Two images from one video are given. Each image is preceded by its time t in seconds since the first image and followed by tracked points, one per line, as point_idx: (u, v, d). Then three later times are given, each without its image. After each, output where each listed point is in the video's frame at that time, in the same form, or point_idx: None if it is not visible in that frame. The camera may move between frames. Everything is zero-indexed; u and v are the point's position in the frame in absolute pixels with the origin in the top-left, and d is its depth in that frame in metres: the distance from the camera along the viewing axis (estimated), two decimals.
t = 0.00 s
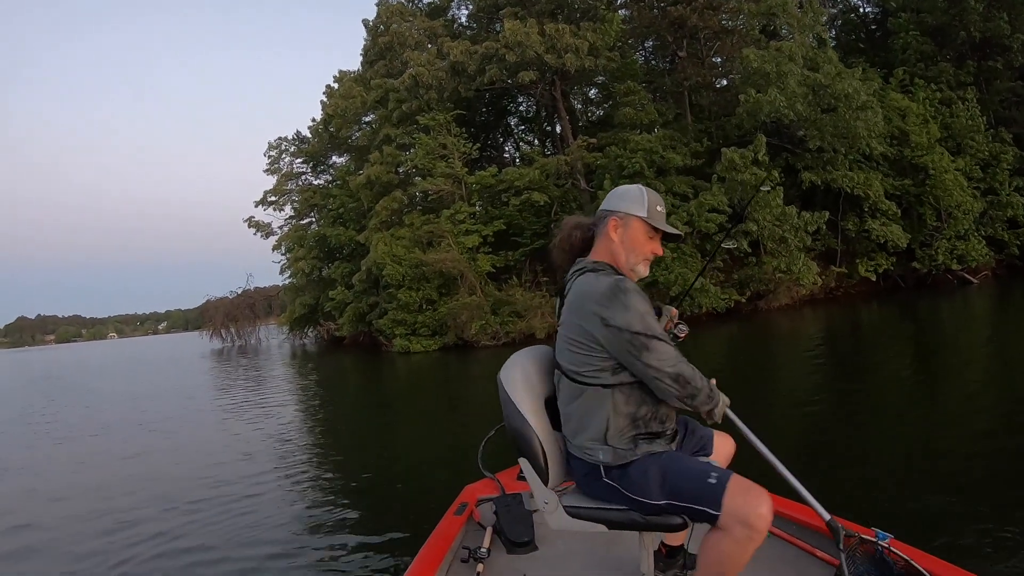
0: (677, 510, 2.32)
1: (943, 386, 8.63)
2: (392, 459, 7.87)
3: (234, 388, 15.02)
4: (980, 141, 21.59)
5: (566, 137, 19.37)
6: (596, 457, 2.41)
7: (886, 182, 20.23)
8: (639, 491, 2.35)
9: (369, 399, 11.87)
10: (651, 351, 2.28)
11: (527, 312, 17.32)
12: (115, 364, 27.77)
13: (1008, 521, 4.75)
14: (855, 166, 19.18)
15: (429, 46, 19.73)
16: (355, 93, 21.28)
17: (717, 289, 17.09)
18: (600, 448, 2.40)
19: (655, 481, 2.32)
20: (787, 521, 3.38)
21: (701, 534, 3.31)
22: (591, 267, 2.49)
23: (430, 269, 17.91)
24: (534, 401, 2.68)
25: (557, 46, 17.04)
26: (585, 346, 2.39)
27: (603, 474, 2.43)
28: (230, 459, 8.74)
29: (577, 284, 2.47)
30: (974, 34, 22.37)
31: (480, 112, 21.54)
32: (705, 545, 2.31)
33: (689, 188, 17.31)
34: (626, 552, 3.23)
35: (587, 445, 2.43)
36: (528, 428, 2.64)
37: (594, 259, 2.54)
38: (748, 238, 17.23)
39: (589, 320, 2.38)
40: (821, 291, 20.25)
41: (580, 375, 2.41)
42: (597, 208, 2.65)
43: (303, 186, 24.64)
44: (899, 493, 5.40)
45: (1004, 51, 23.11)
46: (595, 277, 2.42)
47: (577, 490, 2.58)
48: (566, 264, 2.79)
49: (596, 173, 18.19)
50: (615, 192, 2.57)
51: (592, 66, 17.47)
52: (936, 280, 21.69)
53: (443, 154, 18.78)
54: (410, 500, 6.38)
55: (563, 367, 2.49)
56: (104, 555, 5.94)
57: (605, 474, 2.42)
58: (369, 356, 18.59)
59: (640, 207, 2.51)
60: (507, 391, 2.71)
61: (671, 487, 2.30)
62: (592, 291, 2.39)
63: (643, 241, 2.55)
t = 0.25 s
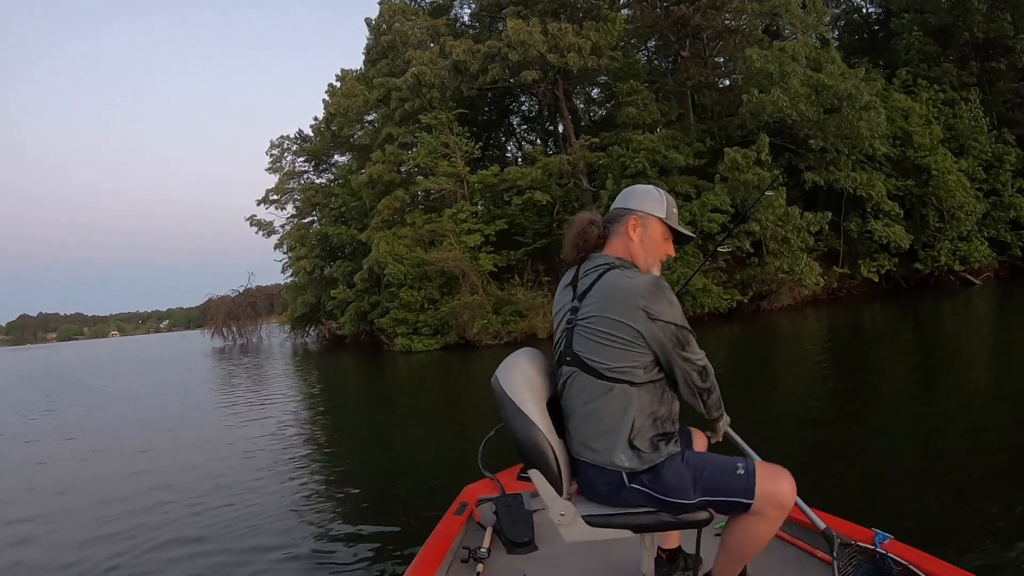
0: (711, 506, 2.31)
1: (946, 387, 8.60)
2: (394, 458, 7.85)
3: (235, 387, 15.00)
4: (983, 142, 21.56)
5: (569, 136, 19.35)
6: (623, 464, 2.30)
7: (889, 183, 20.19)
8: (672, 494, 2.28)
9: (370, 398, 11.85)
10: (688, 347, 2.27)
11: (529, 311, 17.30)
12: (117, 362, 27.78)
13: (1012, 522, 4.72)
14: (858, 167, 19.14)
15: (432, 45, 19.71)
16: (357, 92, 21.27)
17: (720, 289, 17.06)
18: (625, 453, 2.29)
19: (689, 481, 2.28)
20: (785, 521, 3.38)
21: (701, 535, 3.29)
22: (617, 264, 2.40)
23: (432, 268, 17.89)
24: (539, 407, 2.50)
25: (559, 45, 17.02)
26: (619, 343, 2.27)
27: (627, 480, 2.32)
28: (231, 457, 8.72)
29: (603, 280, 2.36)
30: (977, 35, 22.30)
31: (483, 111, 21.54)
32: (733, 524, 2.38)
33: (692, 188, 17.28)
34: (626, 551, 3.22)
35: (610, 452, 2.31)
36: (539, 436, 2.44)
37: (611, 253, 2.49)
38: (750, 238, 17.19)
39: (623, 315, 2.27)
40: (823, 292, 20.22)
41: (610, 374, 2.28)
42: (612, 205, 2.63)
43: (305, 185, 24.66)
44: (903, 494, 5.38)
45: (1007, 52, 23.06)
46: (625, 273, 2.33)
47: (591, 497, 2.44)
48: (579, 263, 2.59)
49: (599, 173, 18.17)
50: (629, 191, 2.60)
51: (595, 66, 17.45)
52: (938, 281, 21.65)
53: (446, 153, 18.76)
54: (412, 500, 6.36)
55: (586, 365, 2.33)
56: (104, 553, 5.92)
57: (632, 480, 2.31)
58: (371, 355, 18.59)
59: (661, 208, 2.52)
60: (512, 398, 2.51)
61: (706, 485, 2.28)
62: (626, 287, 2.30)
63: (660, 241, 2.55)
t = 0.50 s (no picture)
0: (727, 492, 2.37)
1: (948, 386, 8.58)
2: (395, 458, 7.84)
3: (237, 387, 15.01)
4: (985, 141, 21.53)
5: (570, 136, 19.33)
6: (644, 464, 2.29)
7: (891, 183, 20.16)
8: (695, 486, 2.31)
9: (372, 399, 11.83)
10: (696, 351, 2.33)
11: (531, 312, 17.28)
12: (119, 363, 27.81)
13: (1015, 522, 4.70)
14: (860, 166, 19.11)
15: (433, 45, 19.70)
16: (359, 92, 21.26)
17: (721, 289, 17.04)
18: (648, 455, 2.29)
19: (707, 472, 2.33)
20: (785, 523, 3.33)
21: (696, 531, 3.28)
22: (626, 266, 2.38)
23: (433, 269, 17.89)
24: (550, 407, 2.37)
25: (561, 45, 17.01)
26: (634, 348, 2.25)
27: (646, 480, 2.31)
28: (233, 458, 8.72)
29: (614, 281, 2.32)
30: (979, 34, 22.24)
31: (484, 111, 21.53)
32: (742, 503, 2.48)
33: (694, 187, 17.27)
34: (623, 549, 3.21)
35: (631, 453, 2.28)
36: (555, 442, 2.30)
37: (615, 254, 2.45)
38: (752, 238, 17.18)
39: (638, 319, 2.26)
40: (825, 291, 20.20)
41: (625, 377, 2.25)
42: (616, 205, 2.61)
43: (306, 185, 24.68)
44: (904, 494, 5.36)
45: (1009, 51, 23.01)
46: (637, 275, 2.32)
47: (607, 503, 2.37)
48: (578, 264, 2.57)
49: (600, 173, 18.16)
50: (629, 192, 2.59)
51: (596, 66, 17.44)
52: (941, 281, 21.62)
53: (447, 153, 18.75)
54: (412, 500, 6.35)
55: (598, 368, 2.28)
56: (106, 554, 5.92)
57: (653, 480, 2.30)
58: (373, 356, 18.59)
59: (662, 210, 2.52)
60: (519, 400, 2.38)
61: (723, 472, 2.34)
62: (641, 289, 2.28)
63: (660, 243, 2.54)
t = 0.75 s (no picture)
0: (727, 493, 2.36)
1: (949, 385, 8.56)
2: (396, 459, 7.82)
3: (238, 388, 15.01)
4: (986, 139, 21.50)
5: (571, 136, 19.31)
6: (645, 464, 2.28)
7: (892, 181, 20.13)
8: (696, 485, 2.30)
9: (372, 400, 11.82)
10: (674, 364, 2.19)
11: (532, 312, 17.26)
12: (121, 364, 27.83)
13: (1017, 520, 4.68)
14: (861, 164, 19.08)
15: (433, 45, 19.69)
16: (359, 93, 21.26)
17: (723, 288, 17.02)
18: (648, 455, 2.28)
19: (707, 471, 2.33)
20: (785, 524, 3.30)
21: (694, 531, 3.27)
22: (613, 267, 2.34)
23: (434, 269, 17.88)
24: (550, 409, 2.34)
25: (561, 44, 16.99)
26: (614, 351, 2.22)
27: (647, 480, 2.30)
28: (234, 458, 8.71)
29: (597, 281, 2.30)
30: (980, 32, 22.19)
31: (485, 111, 21.53)
32: (740, 506, 2.47)
33: (695, 186, 17.26)
34: (622, 549, 3.20)
35: (629, 454, 2.27)
36: (555, 443, 2.28)
37: (602, 255, 2.42)
38: (753, 237, 17.15)
39: (616, 322, 2.22)
40: (826, 290, 20.18)
41: (612, 380, 2.23)
42: (608, 204, 2.56)
43: (307, 186, 24.68)
44: (906, 492, 5.34)
45: (1009, 48, 22.97)
46: (618, 276, 2.27)
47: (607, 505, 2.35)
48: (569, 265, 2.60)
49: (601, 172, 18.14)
50: (622, 190, 2.55)
51: (596, 65, 17.42)
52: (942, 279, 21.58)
53: (447, 153, 18.72)
54: (412, 501, 6.33)
55: (587, 371, 2.27)
56: (106, 555, 5.91)
57: (655, 479, 2.29)
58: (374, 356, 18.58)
59: (653, 207, 2.46)
60: (517, 402, 2.36)
61: (724, 470, 2.34)
62: (620, 290, 2.24)
63: (652, 241, 2.49)
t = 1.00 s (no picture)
0: (725, 497, 2.29)
1: (953, 384, 8.53)
2: (397, 460, 7.80)
3: (240, 389, 15.00)
4: (988, 138, 21.46)
5: (573, 136, 19.29)
6: (637, 465, 2.25)
7: (895, 181, 20.10)
8: (691, 489, 2.24)
9: (374, 400, 11.81)
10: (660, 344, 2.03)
11: (534, 312, 17.23)
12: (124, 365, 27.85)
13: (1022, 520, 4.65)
14: (864, 164, 19.04)
15: (434, 45, 19.67)
16: (360, 93, 21.25)
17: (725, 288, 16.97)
18: (640, 456, 2.25)
19: (704, 474, 2.25)
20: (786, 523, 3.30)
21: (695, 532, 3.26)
22: (595, 264, 2.28)
23: (435, 269, 17.87)
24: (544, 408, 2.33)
25: (562, 44, 16.97)
26: (597, 353, 2.19)
27: (640, 481, 2.26)
28: (236, 459, 8.70)
29: (572, 289, 2.27)
30: (982, 31, 22.14)
31: (486, 111, 21.52)
32: (737, 511, 2.37)
33: (697, 186, 17.24)
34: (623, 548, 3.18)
35: (620, 454, 2.25)
36: (546, 442, 2.26)
37: (593, 256, 2.36)
38: (756, 237, 17.13)
39: (594, 322, 2.19)
40: (829, 290, 20.15)
41: (597, 383, 2.21)
42: (607, 200, 2.48)
43: (308, 186, 24.67)
44: (910, 492, 5.31)
45: (1011, 48, 22.93)
46: (589, 276, 2.23)
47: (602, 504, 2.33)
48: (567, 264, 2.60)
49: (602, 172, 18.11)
50: (622, 186, 2.45)
51: (598, 65, 17.40)
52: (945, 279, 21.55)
53: (449, 153, 18.68)
54: (414, 501, 6.31)
55: (572, 373, 2.26)
56: (107, 556, 5.89)
57: (649, 481, 2.25)
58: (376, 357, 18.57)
59: (648, 205, 2.36)
60: (510, 401, 2.36)
61: (721, 474, 2.26)
62: (591, 293, 2.20)
63: (648, 239, 2.39)
